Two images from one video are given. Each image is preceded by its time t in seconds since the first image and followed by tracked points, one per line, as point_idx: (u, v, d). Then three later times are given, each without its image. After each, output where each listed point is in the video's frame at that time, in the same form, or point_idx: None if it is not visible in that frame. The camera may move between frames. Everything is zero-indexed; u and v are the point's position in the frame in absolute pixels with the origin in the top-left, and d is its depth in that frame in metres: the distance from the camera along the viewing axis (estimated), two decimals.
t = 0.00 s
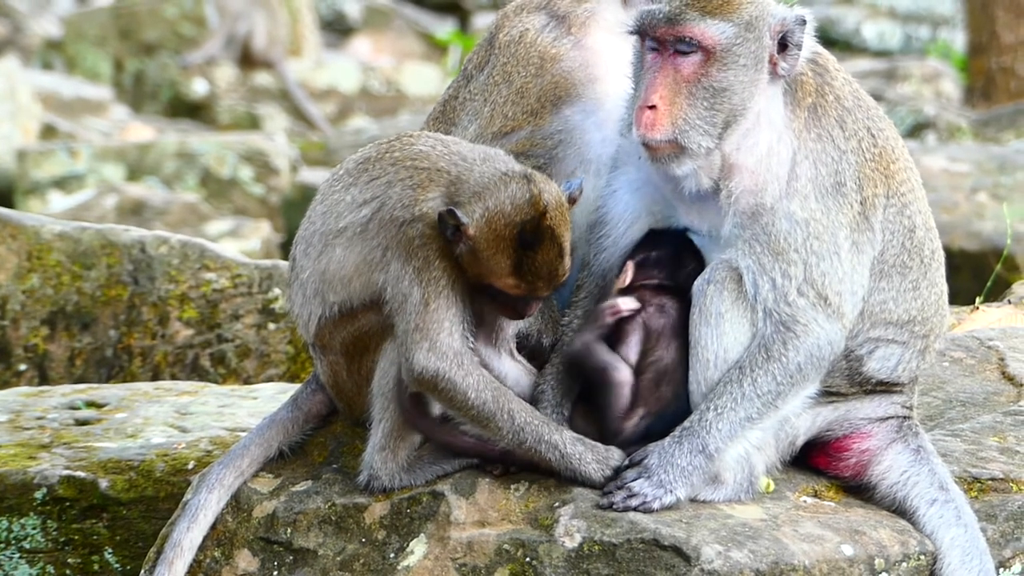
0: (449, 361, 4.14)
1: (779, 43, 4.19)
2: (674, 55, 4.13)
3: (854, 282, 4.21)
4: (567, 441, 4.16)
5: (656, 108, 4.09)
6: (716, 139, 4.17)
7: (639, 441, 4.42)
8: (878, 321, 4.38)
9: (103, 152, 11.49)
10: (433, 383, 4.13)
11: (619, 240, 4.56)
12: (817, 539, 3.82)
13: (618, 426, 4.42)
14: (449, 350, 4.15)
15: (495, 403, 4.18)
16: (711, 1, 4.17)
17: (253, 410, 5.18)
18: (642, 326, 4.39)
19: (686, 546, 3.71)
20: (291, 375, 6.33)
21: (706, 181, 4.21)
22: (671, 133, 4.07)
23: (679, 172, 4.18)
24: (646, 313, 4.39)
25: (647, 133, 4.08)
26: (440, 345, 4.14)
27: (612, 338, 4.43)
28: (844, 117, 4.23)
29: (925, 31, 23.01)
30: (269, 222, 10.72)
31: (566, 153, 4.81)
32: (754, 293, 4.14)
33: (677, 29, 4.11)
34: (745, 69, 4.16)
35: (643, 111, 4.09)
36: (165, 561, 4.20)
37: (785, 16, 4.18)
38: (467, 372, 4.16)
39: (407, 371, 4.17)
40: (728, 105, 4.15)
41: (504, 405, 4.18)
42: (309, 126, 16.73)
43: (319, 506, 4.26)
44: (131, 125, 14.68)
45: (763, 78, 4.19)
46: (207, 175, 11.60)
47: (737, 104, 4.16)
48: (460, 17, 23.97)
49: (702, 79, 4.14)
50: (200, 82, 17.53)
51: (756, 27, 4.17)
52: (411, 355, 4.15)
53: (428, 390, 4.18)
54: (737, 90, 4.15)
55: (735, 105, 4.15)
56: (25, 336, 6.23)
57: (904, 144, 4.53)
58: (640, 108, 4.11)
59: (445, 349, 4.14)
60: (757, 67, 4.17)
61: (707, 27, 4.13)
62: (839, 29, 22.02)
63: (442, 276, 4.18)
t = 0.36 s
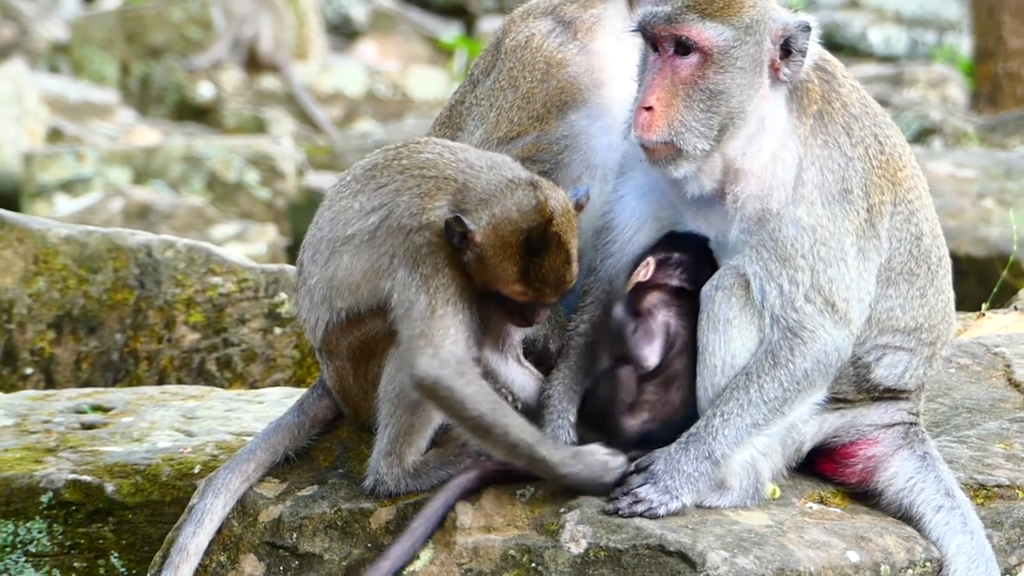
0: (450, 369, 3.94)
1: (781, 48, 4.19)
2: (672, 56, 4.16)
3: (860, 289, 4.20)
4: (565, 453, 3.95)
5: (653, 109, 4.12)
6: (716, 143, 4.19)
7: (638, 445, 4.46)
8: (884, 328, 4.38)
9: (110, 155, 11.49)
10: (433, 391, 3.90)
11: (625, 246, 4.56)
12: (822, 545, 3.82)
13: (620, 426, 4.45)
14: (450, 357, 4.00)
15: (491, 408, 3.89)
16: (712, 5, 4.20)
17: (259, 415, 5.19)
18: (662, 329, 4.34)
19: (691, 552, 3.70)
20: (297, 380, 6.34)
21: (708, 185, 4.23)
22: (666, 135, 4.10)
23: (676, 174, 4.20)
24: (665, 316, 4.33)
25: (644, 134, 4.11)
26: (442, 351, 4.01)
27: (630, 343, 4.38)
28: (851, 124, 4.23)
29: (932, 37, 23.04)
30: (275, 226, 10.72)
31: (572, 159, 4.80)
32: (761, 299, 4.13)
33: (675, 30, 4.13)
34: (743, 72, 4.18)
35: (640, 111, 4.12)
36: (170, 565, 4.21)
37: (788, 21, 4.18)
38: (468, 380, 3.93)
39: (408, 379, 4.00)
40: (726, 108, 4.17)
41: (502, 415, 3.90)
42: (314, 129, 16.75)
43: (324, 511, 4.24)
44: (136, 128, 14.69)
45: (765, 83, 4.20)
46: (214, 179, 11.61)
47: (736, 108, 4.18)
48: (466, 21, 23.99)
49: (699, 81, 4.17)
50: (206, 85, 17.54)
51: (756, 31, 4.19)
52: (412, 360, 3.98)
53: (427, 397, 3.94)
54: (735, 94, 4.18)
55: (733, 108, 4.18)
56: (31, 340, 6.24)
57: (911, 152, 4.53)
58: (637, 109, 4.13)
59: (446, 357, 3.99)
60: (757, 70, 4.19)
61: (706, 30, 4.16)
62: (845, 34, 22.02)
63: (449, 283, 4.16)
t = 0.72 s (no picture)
0: (441, 370, 4.01)
1: (786, 52, 4.18)
2: (673, 57, 4.18)
3: (868, 295, 4.20)
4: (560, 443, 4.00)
5: (652, 109, 4.13)
6: (716, 146, 4.18)
7: (650, 453, 4.45)
8: (891, 334, 4.38)
9: (117, 162, 11.50)
10: (424, 391, 4.00)
11: (634, 251, 4.56)
12: (830, 550, 3.81)
13: (632, 435, 4.44)
14: (442, 361, 4.03)
15: (488, 410, 4.02)
16: (715, 7, 4.22)
17: (266, 421, 5.19)
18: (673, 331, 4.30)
19: (699, 558, 3.69)
20: (304, 386, 6.34)
21: (713, 189, 4.24)
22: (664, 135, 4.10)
23: (676, 176, 4.19)
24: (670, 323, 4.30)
25: (642, 134, 4.12)
26: (435, 356, 4.04)
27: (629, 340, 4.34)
28: (859, 130, 4.23)
29: (940, 41, 23.06)
30: (282, 232, 10.74)
31: (579, 165, 4.80)
32: (769, 305, 4.15)
33: (674, 31, 4.15)
34: (741, 73, 4.17)
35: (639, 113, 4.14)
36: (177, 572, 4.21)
37: (792, 25, 4.18)
38: (460, 381, 4.02)
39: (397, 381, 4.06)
40: (725, 109, 4.16)
41: (497, 410, 4.03)
42: (322, 136, 16.78)
43: (332, 517, 4.24)
44: (143, 135, 14.71)
45: (767, 86, 4.19)
46: (221, 186, 11.61)
47: (737, 109, 4.17)
48: (473, 26, 24.03)
49: (698, 82, 4.17)
50: (214, 92, 17.62)
51: (759, 34, 4.19)
52: (401, 364, 4.03)
53: (418, 400, 4.05)
54: (735, 95, 4.17)
55: (732, 109, 4.17)
56: (39, 347, 6.24)
57: (919, 159, 4.54)
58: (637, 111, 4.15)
59: (439, 361, 4.03)
60: (758, 72, 4.18)
61: (705, 30, 4.17)
62: (852, 40, 22.04)
63: (451, 290, 4.15)
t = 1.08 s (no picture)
0: (457, 377, 4.12)
1: (781, 55, 4.17)
2: (667, 58, 4.20)
3: (870, 300, 4.20)
4: (573, 457, 4.13)
5: (645, 109, 4.16)
6: (711, 147, 4.21)
7: (653, 458, 4.43)
8: (894, 339, 4.38)
9: (123, 166, 11.51)
10: (440, 399, 4.12)
11: (637, 256, 4.57)
12: (835, 556, 3.81)
13: (633, 440, 4.42)
14: (458, 367, 4.13)
15: (500, 415, 4.16)
16: (710, 8, 4.24)
17: (270, 426, 5.19)
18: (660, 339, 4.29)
19: (703, 563, 3.69)
20: (308, 391, 6.35)
21: (712, 191, 4.26)
22: (655, 135, 4.13)
23: (669, 177, 4.22)
24: (666, 329, 4.28)
25: (635, 134, 4.16)
26: (451, 362, 4.13)
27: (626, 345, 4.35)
28: (862, 135, 4.23)
29: (945, 47, 23.05)
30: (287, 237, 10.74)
31: (582, 171, 4.82)
32: (772, 310, 4.15)
33: (668, 32, 4.18)
34: (734, 74, 4.18)
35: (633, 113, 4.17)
36: None
37: (788, 28, 4.17)
38: (475, 389, 4.14)
39: (416, 387, 4.17)
40: (716, 109, 4.18)
41: (509, 420, 4.16)
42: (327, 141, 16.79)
43: (336, 521, 4.24)
44: (148, 139, 14.72)
45: (763, 89, 4.19)
46: (226, 190, 11.61)
47: (729, 110, 4.18)
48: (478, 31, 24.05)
49: (691, 82, 4.18)
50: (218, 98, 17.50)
51: (754, 36, 4.20)
52: (420, 369, 4.14)
53: (434, 406, 4.16)
54: (727, 96, 4.18)
55: (724, 110, 4.18)
56: (43, 351, 6.25)
57: (923, 164, 4.54)
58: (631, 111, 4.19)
59: (455, 367, 4.13)
60: (751, 74, 4.18)
61: (698, 31, 4.19)
62: (857, 45, 22.02)
63: (464, 293, 4.18)
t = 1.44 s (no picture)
0: (448, 382, 4.08)
1: (782, 64, 4.18)
2: (668, 66, 4.23)
3: (874, 309, 4.20)
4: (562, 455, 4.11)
5: (645, 117, 4.19)
6: (711, 155, 4.22)
7: (653, 466, 4.47)
8: (898, 349, 4.38)
9: (125, 175, 11.53)
10: (428, 403, 4.07)
11: (640, 265, 4.56)
12: (837, 565, 3.81)
13: (634, 446, 4.47)
14: (451, 371, 4.10)
15: (491, 421, 4.10)
16: (710, 17, 4.28)
17: (273, 435, 5.19)
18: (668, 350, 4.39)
19: (705, 571, 3.69)
20: (311, 400, 6.35)
21: (713, 199, 4.27)
22: (655, 142, 4.15)
23: (668, 185, 4.24)
24: (673, 337, 4.38)
25: (635, 142, 4.19)
26: (442, 367, 4.10)
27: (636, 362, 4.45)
28: (866, 144, 4.24)
29: (948, 55, 23.06)
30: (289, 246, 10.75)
31: (584, 181, 4.82)
32: (775, 319, 4.15)
33: (668, 40, 4.22)
34: (733, 83, 4.20)
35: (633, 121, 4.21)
36: None
37: (789, 37, 4.19)
38: (465, 392, 4.09)
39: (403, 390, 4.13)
40: (716, 117, 4.20)
41: (502, 422, 4.11)
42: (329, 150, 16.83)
43: (339, 530, 4.24)
44: (151, 148, 14.74)
45: (763, 98, 4.20)
46: (228, 199, 11.61)
47: (729, 118, 4.20)
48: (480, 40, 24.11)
49: (691, 90, 4.21)
50: (220, 105, 17.57)
51: (755, 45, 4.22)
52: (409, 373, 4.10)
53: (423, 410, 4.11)
54: (727, 104, 4.20)
55: (723, 118, 4.20)
56: (46, 360, 6.25)
57: (926, 173, 4.54)
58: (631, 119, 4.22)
59: (445, 371, 4.09)
60: (751, 82, 4.19)
61: (698, 40, 4.22)
62: (859, 54, 22.05)
63: (464, 302, 4.19)
